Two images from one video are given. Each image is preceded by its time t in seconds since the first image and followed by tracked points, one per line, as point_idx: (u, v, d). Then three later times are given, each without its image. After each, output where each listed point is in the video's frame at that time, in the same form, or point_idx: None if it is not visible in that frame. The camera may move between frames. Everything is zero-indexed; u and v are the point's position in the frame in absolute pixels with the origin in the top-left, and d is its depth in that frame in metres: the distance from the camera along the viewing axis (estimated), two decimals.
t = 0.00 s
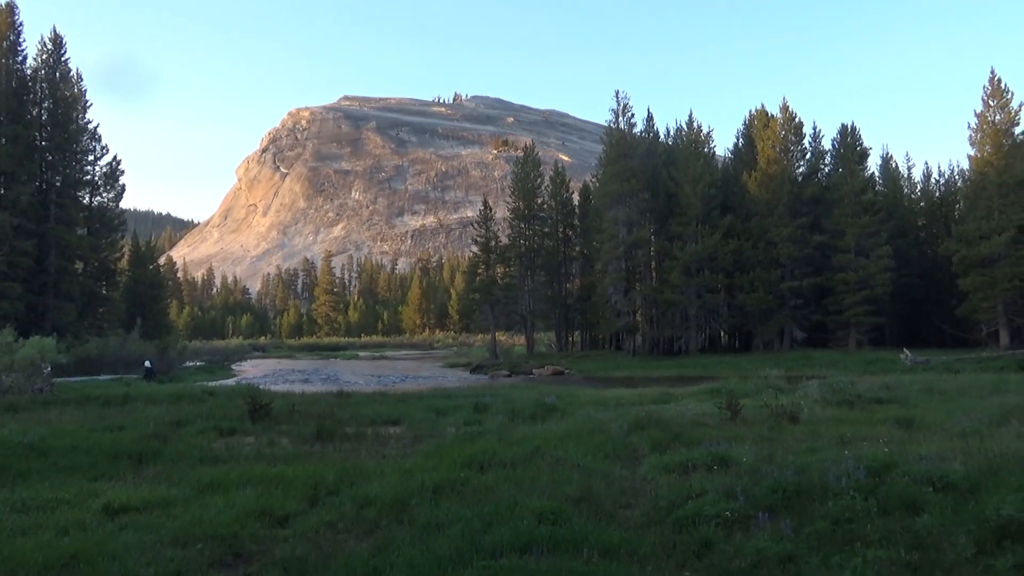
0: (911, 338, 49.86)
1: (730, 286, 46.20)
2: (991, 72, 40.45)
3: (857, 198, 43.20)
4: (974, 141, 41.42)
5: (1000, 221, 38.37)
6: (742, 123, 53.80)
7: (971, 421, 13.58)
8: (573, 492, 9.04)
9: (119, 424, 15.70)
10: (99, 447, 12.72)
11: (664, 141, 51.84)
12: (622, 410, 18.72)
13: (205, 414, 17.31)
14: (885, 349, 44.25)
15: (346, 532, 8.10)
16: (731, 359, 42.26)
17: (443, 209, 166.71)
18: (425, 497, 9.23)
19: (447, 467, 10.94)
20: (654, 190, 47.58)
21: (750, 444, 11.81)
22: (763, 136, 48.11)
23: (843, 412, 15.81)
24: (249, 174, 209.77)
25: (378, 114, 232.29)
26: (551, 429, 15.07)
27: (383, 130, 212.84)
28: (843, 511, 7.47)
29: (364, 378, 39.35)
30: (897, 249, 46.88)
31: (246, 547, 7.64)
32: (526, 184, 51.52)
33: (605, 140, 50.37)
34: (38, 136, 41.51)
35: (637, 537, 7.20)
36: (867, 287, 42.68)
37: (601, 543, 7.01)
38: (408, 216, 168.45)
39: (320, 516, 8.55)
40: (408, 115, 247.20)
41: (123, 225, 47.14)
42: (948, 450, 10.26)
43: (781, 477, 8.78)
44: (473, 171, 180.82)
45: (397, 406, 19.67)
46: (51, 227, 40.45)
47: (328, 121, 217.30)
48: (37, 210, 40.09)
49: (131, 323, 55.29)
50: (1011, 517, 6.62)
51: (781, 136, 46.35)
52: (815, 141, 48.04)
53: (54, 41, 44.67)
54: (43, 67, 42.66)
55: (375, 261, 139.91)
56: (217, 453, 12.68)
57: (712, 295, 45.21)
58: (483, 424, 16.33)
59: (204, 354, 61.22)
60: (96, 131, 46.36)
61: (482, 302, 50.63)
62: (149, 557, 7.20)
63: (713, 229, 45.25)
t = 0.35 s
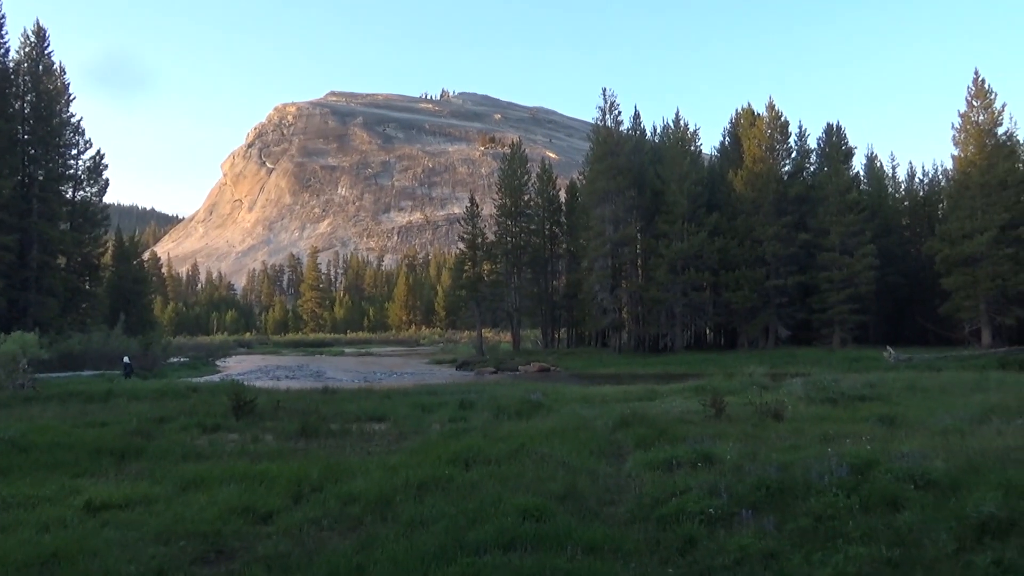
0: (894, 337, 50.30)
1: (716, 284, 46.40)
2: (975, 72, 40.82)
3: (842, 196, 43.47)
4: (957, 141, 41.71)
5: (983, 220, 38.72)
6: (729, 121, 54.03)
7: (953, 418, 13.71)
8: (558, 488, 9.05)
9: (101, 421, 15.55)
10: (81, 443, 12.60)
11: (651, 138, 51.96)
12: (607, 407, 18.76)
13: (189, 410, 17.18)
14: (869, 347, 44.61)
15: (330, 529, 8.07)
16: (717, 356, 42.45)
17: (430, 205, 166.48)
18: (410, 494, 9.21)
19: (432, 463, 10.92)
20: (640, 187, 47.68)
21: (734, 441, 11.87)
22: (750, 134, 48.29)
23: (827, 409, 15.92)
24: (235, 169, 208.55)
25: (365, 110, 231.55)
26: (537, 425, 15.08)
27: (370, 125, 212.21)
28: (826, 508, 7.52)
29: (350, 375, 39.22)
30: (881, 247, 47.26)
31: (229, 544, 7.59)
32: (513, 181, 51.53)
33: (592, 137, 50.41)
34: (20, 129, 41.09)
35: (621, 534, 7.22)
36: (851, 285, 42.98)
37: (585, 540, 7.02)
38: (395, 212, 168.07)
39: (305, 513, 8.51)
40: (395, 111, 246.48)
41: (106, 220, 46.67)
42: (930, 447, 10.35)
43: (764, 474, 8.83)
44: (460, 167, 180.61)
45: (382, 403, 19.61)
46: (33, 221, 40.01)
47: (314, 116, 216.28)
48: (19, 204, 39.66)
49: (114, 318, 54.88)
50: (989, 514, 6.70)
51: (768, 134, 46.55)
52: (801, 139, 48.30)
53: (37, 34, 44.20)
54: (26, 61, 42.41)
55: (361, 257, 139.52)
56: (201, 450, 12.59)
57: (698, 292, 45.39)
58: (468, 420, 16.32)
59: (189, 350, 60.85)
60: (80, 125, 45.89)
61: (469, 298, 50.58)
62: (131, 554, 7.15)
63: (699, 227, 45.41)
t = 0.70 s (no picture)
0: (877, 334, 50.68)
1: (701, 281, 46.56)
2: (958, 72, 41.20)
3: (827, 194, 43.71)
4: (940, 140, 42.07)
5: (965, 219, 39.06)
6: (715, 119, 54.23)
7: (935, 415, 13.81)
8: (542, 485, 9.04)
9: (82, 417, 15.39)
10: (61, 440, 12.45)
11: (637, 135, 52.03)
12: (592, 403, 18.79)
13: (172, 407, 17.03)
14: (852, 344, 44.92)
15: (313, 526, 8.02)
16: (702, 353, 42.61)
17: (416, 201, 166.07)
18: (393, 490, 9.17)
19: (416, 460, 10.87)
20: (626, 184, 47.78)
21: (718, 438, 11.90)
22: (735, 132, 48.53)
23: (810, 406, 16.01)
24: (219, 164, 207.17)
25: (351, 105, 230.61)
26: (522, 422, 15.06)
27: (356, 121, 211.35)
28: (808, 504, 7.55)
29: (335, 371, 39.05)
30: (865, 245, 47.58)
31: (210, 541, 7.53)
32: (499, 177, 51.48)
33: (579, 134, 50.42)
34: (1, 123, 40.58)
35: (604, 531, 7.21)
36: (835, 283, 43.25)
37: (568, 537, 7.01)
38: (380, 208, 167.52)
39: (287, 510, 8.45)
40: (381, 106, 245.59)
41: (89, 215, 46.19)
42: (911, 444, 10.41)
43: (747, 471, 8.86)
44: (447, 163, 180.25)
45: (367, 399, 19.52)
46: (14, 215, 39.52)
47: (300, 111, 215.14)
48: None
49: (97, 314, 54.44)
50: (968, 510, 6.75)
51: (753, 132, 46.81)
52: (786, 137, 48.57)
53: (19, 26, 43.64)
54: (7, 53, 41.81)
55: (347, 253, 139.00)
56: (183, 446, 12.49)
57: (683, 289, 45.53)
58: (453, 417, 16.30)
59: (172, 346, 60.45)
60: (62, 118, 45.37)
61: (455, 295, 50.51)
62: (112, 551, 7.08)
63: (684, 224, 45.56)
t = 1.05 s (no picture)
0: (861, 331, 51.04)
1: (688, 278, 46.71)
2: (943, 71, 41.59)
3: (812, 192, 43.94)
4: (925, 138, 42.46)
5: (949, 217, 39.37)
6: (701, 117, 54.43)
7: (918, 412, 13.92)
8: (527, 482, 9.05)
9: (65, 414, 15.25)
10: (43, 437, 12.33)
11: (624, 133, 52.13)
12: (578, 400, 18.82)
13: (156, 404, 16.91)
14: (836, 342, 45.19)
15: (297, 524, 7.97)
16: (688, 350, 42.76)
17: (403, 198, 165.61)
18: (377, 488, 9.14)
19: (401, 458, 10.85)
20: (613, 181, 47.84)
21: (703, 435, 11.95)
22: (722, 130, 48.73)
23: (795, 403, 16.10)
24: (205, 160, 205.94)
25: (338, 101, 229.76)
26: (508, 419, 15.08)
27: (343, 117, 210.63)
28: (790, 501, 7.59)
29: (320, 368, 38.84)
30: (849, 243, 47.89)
31: (193, 540, 7.47)
32: (486, 174, 51.43)
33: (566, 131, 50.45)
34: None
35: (589, 528, 7.22)
36: (821, 281, 43.51)
37: (552, 534, 7.00)
38: (367, 205, 167.02)
39: (271, 508, 8.39)
40: (368, 103, 244.68)
41: (72, 210, 45.74)
42: (893, 441, 10.50)
43: (731, 468, 8.89)
44: (434, 160, 179.94)
45: (352, 397, 19.44)
46: None
47: (286, 107, 213.99)
48: None
49: (80, 310, 53.93)
50: (950, 507, 6.81)
51: (739, 130, 47.03)
52: (772, 136, 48.84)
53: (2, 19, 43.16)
54: None
55: (333, 250, 138.63)
56: (166, 444, 12.39)
57: (670, 287, 45.66)
58: (439, 415, 16.27)
59: (156, 343, 60.02)
60: (45, 113, 44.86)
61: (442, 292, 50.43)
62: (93, 549, 7.02)
63: (671, 221, 45.70)
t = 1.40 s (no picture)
0: (849, 328, 51.34)
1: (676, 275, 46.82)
2: (929, 68, 41.82)
3: (799, 189, 44.12)
4: (911, 135, 42.73)
5: (934, 214, 39.61)
6: (689, 114, 54.55)
7: (904, 408, 14.00)
8: (515, 480, 9.05)
9: (51, 414, 15.14)
10: (28, 437, 12.24)
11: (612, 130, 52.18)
12: (567, 397, 18.87)
13: (143, 403, 16.81)
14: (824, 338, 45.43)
15: (284, 523, 7.94)
16: (677, 347, 42.90)
17: (392, 196, 165.21)
18: (365, 486, 9.12)
19: (389, 455, 10.83)
20: (602, 179, 47.93)
21: (690, 431, 11.98)
22: (709, 128, 48.89)
23: (782, 400, 16.16)
24: (192, 158, 204.88)
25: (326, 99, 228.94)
26: (496, 417, 15.08)
27: (331, 115, 209.95)
28: (777, 496, 7.62)
29: (309, 367, 38.71)
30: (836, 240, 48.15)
31: (179, 539, 7.43)
32: (474, 172, 51.38)
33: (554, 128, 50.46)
34: None
35: (576, 525, 7.22)
36: (808, 277, 43.68)
37: (540, 531, 7.01)
38: (355, 203, 166.54)
39: (258, 507, 8.36)
40: (356, 100, 244.01)
41: (57, 209, 45.30)
42: (879, 436, 10.55)
43: (718, 464, 8.91)
44: (423, 157, 179.60)
45: (341, 395, 19.39)
46: None
47: (274, 105, 213.06)
48: None
49: (66, 310, 53.50)
50: (935, 502, 6.85)
51: (727, 128, 47.20)
52: (759, 133, 48.99)
53: None
54: None
55: (321, 248, 138.20)
56: (153, 443, 12.32)
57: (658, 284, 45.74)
58: (428, 412, 16.25)
59: (143, 341, 59.67)
60: (30, 111, 44.31)
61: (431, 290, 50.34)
62: (79, 549, 6.97)
63: (659, 219, 45.83)
